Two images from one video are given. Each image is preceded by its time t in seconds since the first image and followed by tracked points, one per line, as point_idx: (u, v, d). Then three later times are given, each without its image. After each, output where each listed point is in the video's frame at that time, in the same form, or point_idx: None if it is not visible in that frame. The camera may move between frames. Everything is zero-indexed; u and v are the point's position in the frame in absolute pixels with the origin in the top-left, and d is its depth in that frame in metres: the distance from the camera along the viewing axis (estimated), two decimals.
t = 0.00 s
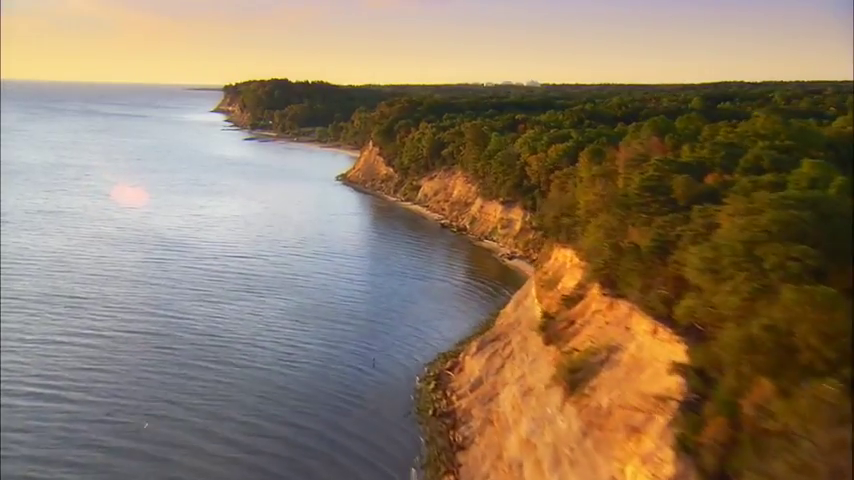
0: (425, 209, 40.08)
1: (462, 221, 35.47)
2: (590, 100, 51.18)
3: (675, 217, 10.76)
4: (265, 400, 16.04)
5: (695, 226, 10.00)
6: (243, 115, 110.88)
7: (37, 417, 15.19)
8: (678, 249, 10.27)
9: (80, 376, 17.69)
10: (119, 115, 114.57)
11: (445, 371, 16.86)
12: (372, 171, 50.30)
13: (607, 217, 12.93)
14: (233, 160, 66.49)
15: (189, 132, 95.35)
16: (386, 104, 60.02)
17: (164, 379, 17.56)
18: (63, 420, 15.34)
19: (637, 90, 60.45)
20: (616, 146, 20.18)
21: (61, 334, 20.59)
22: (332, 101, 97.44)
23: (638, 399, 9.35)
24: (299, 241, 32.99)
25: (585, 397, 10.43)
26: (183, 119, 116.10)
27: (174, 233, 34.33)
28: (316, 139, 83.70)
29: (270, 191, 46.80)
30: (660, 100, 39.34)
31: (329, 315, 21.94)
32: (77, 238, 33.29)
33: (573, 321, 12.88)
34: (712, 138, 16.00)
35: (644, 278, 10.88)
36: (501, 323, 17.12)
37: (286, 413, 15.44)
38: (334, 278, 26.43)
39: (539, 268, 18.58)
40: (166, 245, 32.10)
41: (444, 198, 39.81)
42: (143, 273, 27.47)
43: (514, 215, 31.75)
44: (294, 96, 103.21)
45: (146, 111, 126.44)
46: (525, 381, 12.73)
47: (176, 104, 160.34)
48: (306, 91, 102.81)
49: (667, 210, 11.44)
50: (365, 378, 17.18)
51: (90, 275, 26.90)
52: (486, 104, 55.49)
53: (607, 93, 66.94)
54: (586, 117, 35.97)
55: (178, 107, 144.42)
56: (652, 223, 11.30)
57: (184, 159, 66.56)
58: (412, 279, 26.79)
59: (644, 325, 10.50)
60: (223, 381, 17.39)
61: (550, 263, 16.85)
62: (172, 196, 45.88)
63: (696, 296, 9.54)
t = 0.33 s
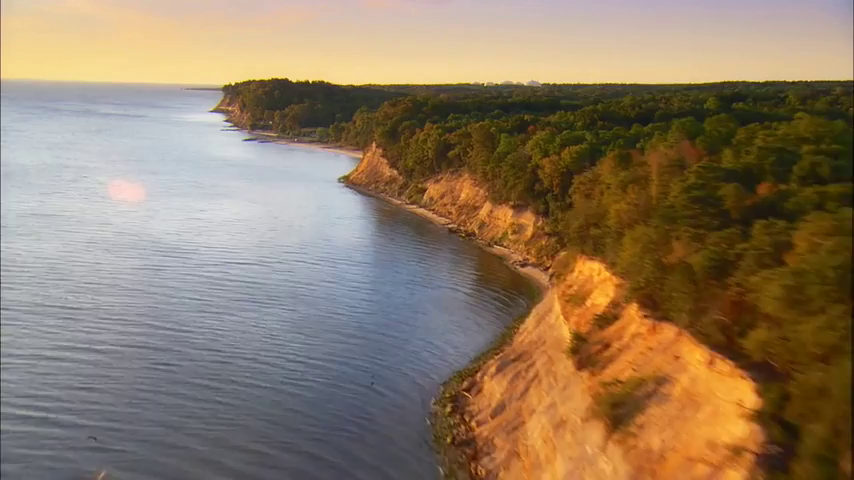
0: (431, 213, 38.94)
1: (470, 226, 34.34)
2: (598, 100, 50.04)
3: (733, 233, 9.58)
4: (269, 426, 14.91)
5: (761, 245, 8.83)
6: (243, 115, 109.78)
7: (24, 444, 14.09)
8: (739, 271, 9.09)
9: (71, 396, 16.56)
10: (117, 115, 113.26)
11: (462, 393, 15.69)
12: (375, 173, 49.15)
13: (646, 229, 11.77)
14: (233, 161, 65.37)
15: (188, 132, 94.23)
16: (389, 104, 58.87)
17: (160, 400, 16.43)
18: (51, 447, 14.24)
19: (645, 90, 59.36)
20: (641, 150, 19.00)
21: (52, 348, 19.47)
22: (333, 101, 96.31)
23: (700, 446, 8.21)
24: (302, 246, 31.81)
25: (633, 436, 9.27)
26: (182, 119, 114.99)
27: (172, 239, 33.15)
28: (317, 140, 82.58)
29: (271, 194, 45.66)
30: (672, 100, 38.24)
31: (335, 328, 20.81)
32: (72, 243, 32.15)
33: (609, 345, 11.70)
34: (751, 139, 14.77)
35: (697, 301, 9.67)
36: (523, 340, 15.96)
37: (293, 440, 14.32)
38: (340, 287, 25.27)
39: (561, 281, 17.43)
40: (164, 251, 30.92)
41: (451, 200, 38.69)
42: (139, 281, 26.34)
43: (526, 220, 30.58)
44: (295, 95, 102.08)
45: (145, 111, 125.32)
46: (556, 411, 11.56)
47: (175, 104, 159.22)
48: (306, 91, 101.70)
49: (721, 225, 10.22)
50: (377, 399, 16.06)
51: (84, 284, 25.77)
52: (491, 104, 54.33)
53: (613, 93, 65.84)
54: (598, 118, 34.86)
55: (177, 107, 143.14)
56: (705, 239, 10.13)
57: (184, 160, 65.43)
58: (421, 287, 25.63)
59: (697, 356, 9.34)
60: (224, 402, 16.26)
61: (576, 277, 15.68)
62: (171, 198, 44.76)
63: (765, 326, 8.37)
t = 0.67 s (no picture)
0: (437, 217, 37.78)
1: (478, 230, 33.19)
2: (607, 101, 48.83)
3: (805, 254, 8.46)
4: (275, 456, 13.81)
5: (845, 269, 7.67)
6: (242, 115, 108.54)
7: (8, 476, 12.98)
8: (818, 297, 7.91)
9: (61, 420, 15.44)
10: (115, 115, 112.00)
11: (481, 416, 14.58)
12: (378, 175, 47.98)
13: (691, 244, 10.60)
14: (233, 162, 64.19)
15: (187, 132, 92.98)
16: (392, 105, 57.72)
17: (156, 424, 15.31)
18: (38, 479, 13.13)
19: (652, 90, 58.20)
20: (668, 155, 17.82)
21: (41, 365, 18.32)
22: (334, 101, 95.08)
23: None
24: (305, 252, 30.67)
25: None
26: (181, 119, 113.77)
27: (170, 244, 31.98)
28: (317, 141, 81.40)
29: (271, 196, 44.49)
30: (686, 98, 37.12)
31: (341, 342, 19.68)
32: (65, 248, 30.97)
33: (651, 372, 10.57)
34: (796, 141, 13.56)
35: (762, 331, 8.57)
36: (546, 359, 14.83)
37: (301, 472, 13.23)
38: (345, 297, 24.11)
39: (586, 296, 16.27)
40: (161, 258, 29.74)
41: (457, 204, 37.53)
42: (135, 291, 25.17)
43: (537, 225, 29.39)
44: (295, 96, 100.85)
45: (143, 111, 124.03)
46: (592, 445, 10.43)
47: (173, 103, 157.96)
48: (307, 91, 100.47)
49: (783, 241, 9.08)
50: (389, 423, 14.96)
51: (77, 293, 24.61)
52: (497, 104, 53.13)
53: (619, 92, 64.68)
54: (610, 119, 33.70)
55: (176, 107, 141.88)
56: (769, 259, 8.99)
57: (182, 162, 64.24)
58: (429, 296, 24.50)
59: (766, 395, 8.23)
60: (226, 426, 15.15)
61: (605, 293, 14.54)
62: (169, 201, 43.57)
63: None
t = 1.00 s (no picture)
0: (443, 221, 36.60)
1: (487, 236, 32.03)
2: (615, 101, 47.65)
3: None
4: None
5: None
6: (242, 115, 107.36)
7: None
8: None
9: (48, 447, 14.29)
10: (114, 115, 110.75)
11: (505, 446, 13.53)
12: (381, 177, 46.79)
13: (749, 263, 9.46)
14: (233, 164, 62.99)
15: (186, 132, 91.79)
16: (395, 105, 56.52)
17: (152, 452, 14.18)
18: None
19: (661, 90, 57.06)
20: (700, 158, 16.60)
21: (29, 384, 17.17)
22: (335, 101, 93.85)
23: None
24: (308, 258, 29.53)
25: None
26: (180, 119, 112.63)
27: (168, 251, 30.81)
28: (318, 141, 80.21)
29: (273, 199, 43.32)
30: (700, 97, 35.99)
31: (349, 359, 18.55)
32: (58, 254, 29.79)
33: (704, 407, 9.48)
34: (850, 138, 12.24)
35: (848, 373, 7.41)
36: (573, 382, 13.71)
37: None
38: (352, 308, 22.96)
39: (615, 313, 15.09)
40: (158, 265, 28.58)
41: (465, 208, 36.38)
42: (130, 302, 24.01)
43: (550, 230, 28.21)
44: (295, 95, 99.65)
45: (142, 111, 122.81)
46: None
47: (173, 103, 156.83)
48: (307, 91, 99.26)
49: None
50: (404, 451, 13.84)
51: (69, 304, 23.44)
52: (503, 104, 51.93)
53: (626, 92, 63.51)
54: (623, 120, 32.56)
55: (176, 107, 140.66)
56: None
57: (180, 163, 63.03)
58: (440, 307, 23.36)
59: None
60: (227, 454, 14.03)
61: (638, 311, 13.36)
62: (167, 204, 42.42)
63: None
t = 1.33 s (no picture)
0: (450, 226, 35.44)
1: (497, 242, 30.88)
2: (625, 102, 46.53)
3: None
4: None
5: None
6: (242, 115, 106.19)
7: None
8: None
9: None
10: (112, 115, 109.56)
11: None
12: (385, 179, 45.61)
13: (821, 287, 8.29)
14: (232, 165, 61.81)
15: (185, 133, 90.60)
16: (398, 105, 55.37)
17: None
18: None
19: (669, 88, 55.87)
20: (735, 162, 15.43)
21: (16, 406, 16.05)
22: (336, 101, 92.71)
23: None
24: (311, 265, 28.37)
25: None
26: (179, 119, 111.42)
27: (165, 257, 29.63)
28: (319, 142, 79.07)
29: (274, 202, 42.17)
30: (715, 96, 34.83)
31: (358, 377, 17.43)
32: (52, 260, 28.64)
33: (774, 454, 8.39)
34: None
35: None
36: (604, 409, 12.56)
37: None
38: (358, 320, 21.78)
39: (647, 332, 13.90)
40: (155, 272, 27.43)
41: (472, 211, 35.22)
42: (125, 313, 22.87)
43: (563, 236, 26.98)
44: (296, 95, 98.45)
45: (140, 111, 121.53)
46: None
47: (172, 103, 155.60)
48: (308, 91, 98.08)
49: None
50: None
51: (61, 315, 22.28)
52: (508, 104, 50.79)
53: (633, 91, 62.36)
54: (637, 122, 31.40)
55: (175, 107, 139.50)
56: None
57: (180, 164, 61.90)
58: (450, 318, 22.20)
59: None
60: None
61: (676, 333, 12.15)
62: (165, 207, 41.24)
63: None
